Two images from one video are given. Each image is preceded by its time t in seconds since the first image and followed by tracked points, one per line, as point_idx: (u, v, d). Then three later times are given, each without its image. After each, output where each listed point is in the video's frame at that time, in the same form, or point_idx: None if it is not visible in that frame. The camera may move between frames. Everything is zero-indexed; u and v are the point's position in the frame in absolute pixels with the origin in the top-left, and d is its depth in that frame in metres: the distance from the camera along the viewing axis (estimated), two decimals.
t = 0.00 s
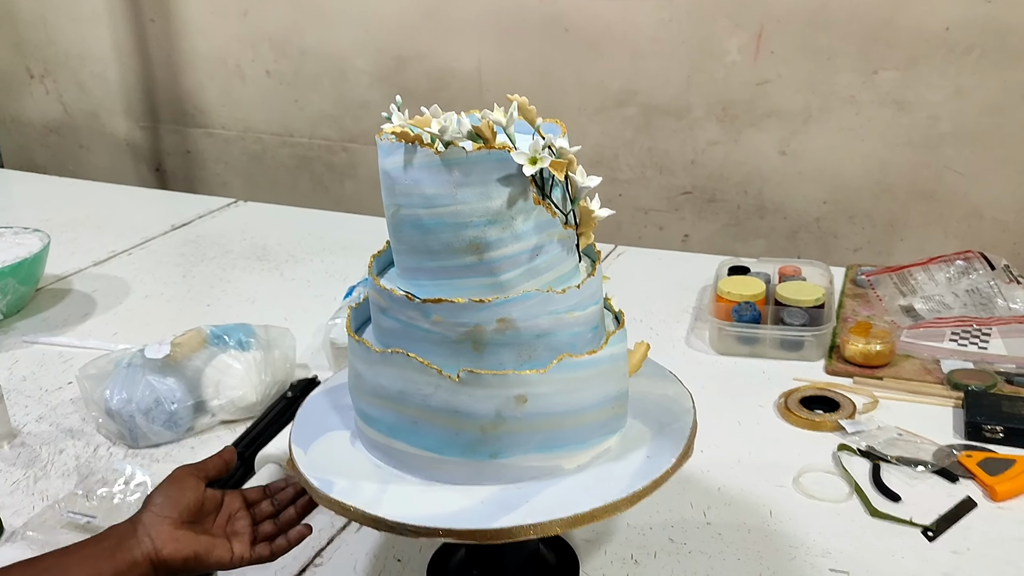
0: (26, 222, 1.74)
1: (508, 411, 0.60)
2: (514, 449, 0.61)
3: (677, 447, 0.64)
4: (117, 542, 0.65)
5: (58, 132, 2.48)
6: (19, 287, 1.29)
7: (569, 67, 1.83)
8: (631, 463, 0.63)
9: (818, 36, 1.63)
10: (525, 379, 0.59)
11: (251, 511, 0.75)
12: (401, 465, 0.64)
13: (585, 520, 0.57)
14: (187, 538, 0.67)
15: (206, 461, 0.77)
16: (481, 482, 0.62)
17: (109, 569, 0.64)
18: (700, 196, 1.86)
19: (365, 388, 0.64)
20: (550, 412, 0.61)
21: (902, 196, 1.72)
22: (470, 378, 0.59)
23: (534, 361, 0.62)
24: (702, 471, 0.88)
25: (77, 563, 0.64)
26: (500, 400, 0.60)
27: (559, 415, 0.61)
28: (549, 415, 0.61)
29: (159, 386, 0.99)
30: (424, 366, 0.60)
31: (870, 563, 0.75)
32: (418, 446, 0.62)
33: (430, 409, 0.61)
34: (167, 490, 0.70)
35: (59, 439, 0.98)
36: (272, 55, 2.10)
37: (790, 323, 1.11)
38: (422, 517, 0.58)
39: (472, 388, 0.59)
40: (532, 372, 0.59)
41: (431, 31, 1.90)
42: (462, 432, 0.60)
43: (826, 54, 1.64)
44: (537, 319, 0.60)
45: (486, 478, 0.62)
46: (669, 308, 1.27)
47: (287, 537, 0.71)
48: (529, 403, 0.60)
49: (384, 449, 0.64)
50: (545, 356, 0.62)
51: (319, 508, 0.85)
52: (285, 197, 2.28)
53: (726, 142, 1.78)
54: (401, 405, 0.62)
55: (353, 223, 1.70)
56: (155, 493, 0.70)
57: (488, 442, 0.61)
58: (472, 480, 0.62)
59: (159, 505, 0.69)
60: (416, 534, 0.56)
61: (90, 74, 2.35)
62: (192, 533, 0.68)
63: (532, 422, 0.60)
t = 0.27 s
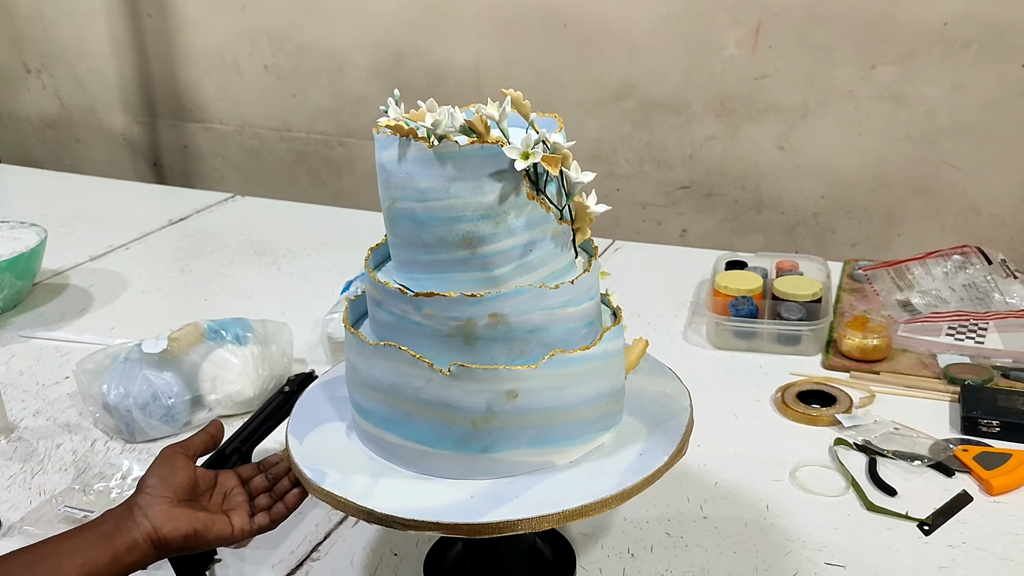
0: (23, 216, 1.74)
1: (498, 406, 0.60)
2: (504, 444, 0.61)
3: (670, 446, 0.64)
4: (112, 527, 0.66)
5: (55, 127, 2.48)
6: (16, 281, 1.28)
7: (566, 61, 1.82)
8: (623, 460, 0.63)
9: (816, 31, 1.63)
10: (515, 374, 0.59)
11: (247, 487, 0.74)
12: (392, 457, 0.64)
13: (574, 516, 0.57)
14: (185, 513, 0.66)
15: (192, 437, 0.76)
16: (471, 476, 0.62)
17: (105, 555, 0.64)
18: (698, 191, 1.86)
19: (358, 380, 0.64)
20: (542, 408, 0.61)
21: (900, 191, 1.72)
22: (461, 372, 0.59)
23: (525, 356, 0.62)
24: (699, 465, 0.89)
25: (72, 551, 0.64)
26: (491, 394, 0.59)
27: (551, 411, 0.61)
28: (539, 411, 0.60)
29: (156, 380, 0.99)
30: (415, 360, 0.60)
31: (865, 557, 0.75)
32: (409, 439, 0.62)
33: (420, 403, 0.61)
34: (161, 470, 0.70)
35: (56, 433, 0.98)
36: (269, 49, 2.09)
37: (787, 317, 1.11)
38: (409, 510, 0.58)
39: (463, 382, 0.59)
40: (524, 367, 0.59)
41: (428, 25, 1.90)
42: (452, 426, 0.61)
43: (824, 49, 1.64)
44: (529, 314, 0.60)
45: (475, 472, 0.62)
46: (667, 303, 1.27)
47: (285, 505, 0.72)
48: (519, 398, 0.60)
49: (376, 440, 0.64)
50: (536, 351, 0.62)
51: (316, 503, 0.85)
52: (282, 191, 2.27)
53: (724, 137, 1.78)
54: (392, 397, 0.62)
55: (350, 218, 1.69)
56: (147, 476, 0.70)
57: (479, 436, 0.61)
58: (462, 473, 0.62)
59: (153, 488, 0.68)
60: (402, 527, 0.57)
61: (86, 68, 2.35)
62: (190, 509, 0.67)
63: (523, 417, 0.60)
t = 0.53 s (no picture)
0: (21, 212, 1.73)
1: (476, 400, 0.60)
2: (482, 439, 0.61)
3: (654, 452, 0.63)
4: (114, 507, 0.64)
5: (52, 123, 2.47)
6: (13, 277, 1.28)
7: (564, 56, 1.82)
8: (604, 461, 0.62)
9: (814, 25, 1.62)
10: (493, 370, 0.59)
11: (243, 468, 0.75)
12: (377, 446, 0.64)
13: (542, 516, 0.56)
14: (187, 491, 0.65)
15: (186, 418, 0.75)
16: (449, 470, 0.62)
17: (109, 534, 0.63)
18: (696, 186, 1.86)
19: (349, 367, 0.65)
20: (520, 405, 0.60)
21: (898, 185, 1.72)
22: (439, 365, 0.59)
23: (507, 352, 0.62)
24: (696, 459, 0.89)
25: (76, 530, 0.63)
26: (468, 389, 0.59)
27: (530, 408, 0.61)
28: (516, 408, 0.60)
29: (154, 376, 0.99)
30: (396, 351, 0.60)
31: (862, 551, 0.75)
32: (391, 428, 0.63)
33: (401, 393, 0.61)
34: (158, 450, 0.68)
35: (53, 429, 0.98)
36: (266, 45, 2.09)
37: (784, 312, 1.11)
38: (380, 498, 0.58)
39: (441, 374, 0.59)
40: (503, 364, 0.59)
41: (426, 20, 1.90)
42: (431, 418, 0.61)
43: (821, 43, 1.64)
44: (511, 311, 0.60)
45: (453, 466, 0.62)
46: (665, 297, 1.27)
47: (280, 481, 0.72)
48: (496, 394, 0.60)
49: (363, 428, 0.65)
50: (518, 348, 0.61)
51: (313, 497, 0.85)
52: (280, 187, 2.27)
53: (722, 132, 1.78)
54: (376, 386, 0.63)
55: (347, 213, 1.69)
56: (144, 455, 0.69)
57: (456, 430, 0.61)
58: (439, 467, 0.62)
59: (153, 467, 0.67)
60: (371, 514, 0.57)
61: (83, 64, 2.34)
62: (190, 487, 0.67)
63: (500, 413, 0.60)
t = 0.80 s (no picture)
0: (16, 213, 1.73)
1: (434, 401, 0.60)
2: (440, 440, 0.61)
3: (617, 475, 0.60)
4: (119, 481, 0.63)
5: (48, 123, 2.47)
6: (8, 278, 1.28)
7: (560, 55, 1.82)
8: (563, 478, 0.60)
9: (811, 23, 1.62)
10: (450, 373, 0.59)
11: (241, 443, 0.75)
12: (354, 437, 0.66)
13: (474, 527, 0.56)
14: (190, 464, 0.65)
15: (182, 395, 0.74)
16: (409, 469, 0.62)
17: (118, 507, 0.61)
18: (693, 185, 1.85)
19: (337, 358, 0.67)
20: (478, 412, 0.60)
21: (895, 184, 1.72)
22: (400, 364, 0.60)
23: (473, 357, 0.61)
24: (692, 460, 0.88)
25: (84, 504, 0.61)
26: (427, 389, 0.60)
27: (489, 416, 0.60)
28: (474, 414, 0.60)
29: (148, 377, 0.99)
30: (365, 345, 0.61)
31: (859, 552, 0.75)
32: (364, 420, 0.64)
33: (370, 387, 0.62)
34: (160, 425, 0.67)
35: (48, 431, 0.98)
36: (263, 44, 2.08)
37: (781, 311, 1.11)
38: (333, 488, 0.59)
39: (403, 373, 0.60)
40: (461, 368, 0.59)
41: (422, 19, 1.89)
42: (394, 414, 0.61)
43: (818, 41, 1.63)
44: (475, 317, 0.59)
45: (414, 465, 0.62)
46: (662, 297, 1.26)
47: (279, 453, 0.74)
48: (454, 398, 0.59)
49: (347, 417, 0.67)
50: (483, 354, 0.61)
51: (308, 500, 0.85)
52: (277, 187, 2.27)
53: (719, 130, 1.77)
54: (354, 378, 0.64)
55: (344, 214, 1.69)
56: (144, 431, 0.67)
57: (415, 428, 0.61)
58: (402, 465, 0.62)
59: (154, 441, 0.66)
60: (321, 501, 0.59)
61: (79, 64, 2.34)
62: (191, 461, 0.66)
63: (458, 417, 0.60)
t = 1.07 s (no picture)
0: (16, 215, 1.73)
1: (403, 400, 0.61)
2: (408, 438, 0.62)
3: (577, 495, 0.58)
4: (138, 458, 0.63)
5: (49, 126, 2.47)
6: (8, 281, 1.28)
7: (560, 57, 1.82)
8: (521, 491, 0.59)
9: (810, 25, 1.62)
10: (417, 373, 0.59)
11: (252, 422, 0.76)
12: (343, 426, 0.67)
13: (417, 528, 0.56)
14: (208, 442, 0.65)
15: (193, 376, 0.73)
16: (381, 463, 0.63)
17: (139, 484, 0.62)
18: (693, 187, 1.85)
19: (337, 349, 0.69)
20: (443, 415, 0.60)
21: (895, 185, 1.72)
22: (374, 360, 0.61)
23: (446, 359, 0.61)
24: (692, 462, 0.88)
25: (105, 480, 0.61)
26: (396, 387, 0.61)
27: (455, 420, 0.60)
28: (438, 416, 0.60)
29: (148, 380, 0.98)
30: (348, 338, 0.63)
31: (859, 554, 0.75)
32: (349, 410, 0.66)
33: (352, 379, 0.64)
34: (175, 405, 0.68)
35: (48, 433, 0.98)
36: (263, 46, 2.08)
37: (780, 313, 1.11)
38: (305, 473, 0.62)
39: (376, 369, 0.61)
40: (428, 370, 0.59)
41: (422, 21, 1.89)
42: (369, 408, 0.63)
43: (818, 43, 1.63)
44: (447, 319, 0.60)
45: (386, 460, 0.63)
46: (662, 299, 1.26)
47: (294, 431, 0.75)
48: (419, 398, 0.60)
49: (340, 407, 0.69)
50: (457, 357, 0.61)
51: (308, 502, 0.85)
52: (277, 189, 2.27)
53: (719, 132, 1.77)
54: (343, 369, 0.66)
55: (344, 215, 1.69)
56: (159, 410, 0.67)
57: (385, 424, 0.62)
58: (376, 459, 0.64)
59: (171, 420, 0.66)
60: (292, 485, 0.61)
61: (80, 67, 2.34)
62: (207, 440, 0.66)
63: (424, 417, 0.60)
